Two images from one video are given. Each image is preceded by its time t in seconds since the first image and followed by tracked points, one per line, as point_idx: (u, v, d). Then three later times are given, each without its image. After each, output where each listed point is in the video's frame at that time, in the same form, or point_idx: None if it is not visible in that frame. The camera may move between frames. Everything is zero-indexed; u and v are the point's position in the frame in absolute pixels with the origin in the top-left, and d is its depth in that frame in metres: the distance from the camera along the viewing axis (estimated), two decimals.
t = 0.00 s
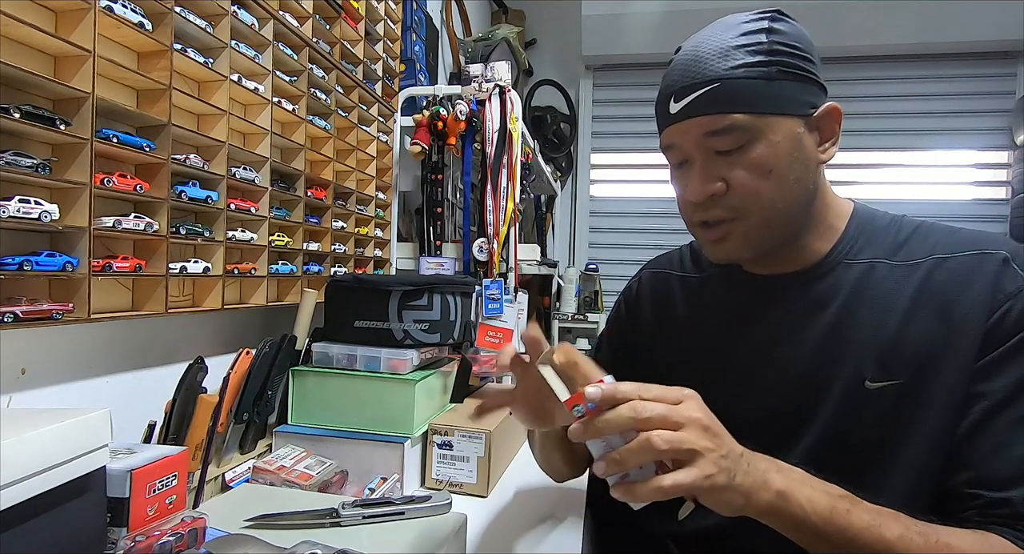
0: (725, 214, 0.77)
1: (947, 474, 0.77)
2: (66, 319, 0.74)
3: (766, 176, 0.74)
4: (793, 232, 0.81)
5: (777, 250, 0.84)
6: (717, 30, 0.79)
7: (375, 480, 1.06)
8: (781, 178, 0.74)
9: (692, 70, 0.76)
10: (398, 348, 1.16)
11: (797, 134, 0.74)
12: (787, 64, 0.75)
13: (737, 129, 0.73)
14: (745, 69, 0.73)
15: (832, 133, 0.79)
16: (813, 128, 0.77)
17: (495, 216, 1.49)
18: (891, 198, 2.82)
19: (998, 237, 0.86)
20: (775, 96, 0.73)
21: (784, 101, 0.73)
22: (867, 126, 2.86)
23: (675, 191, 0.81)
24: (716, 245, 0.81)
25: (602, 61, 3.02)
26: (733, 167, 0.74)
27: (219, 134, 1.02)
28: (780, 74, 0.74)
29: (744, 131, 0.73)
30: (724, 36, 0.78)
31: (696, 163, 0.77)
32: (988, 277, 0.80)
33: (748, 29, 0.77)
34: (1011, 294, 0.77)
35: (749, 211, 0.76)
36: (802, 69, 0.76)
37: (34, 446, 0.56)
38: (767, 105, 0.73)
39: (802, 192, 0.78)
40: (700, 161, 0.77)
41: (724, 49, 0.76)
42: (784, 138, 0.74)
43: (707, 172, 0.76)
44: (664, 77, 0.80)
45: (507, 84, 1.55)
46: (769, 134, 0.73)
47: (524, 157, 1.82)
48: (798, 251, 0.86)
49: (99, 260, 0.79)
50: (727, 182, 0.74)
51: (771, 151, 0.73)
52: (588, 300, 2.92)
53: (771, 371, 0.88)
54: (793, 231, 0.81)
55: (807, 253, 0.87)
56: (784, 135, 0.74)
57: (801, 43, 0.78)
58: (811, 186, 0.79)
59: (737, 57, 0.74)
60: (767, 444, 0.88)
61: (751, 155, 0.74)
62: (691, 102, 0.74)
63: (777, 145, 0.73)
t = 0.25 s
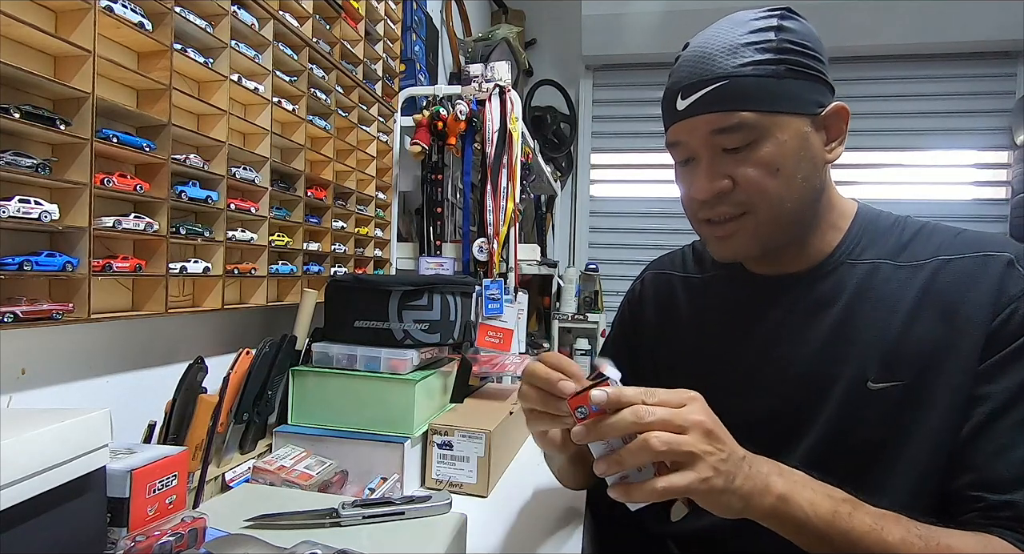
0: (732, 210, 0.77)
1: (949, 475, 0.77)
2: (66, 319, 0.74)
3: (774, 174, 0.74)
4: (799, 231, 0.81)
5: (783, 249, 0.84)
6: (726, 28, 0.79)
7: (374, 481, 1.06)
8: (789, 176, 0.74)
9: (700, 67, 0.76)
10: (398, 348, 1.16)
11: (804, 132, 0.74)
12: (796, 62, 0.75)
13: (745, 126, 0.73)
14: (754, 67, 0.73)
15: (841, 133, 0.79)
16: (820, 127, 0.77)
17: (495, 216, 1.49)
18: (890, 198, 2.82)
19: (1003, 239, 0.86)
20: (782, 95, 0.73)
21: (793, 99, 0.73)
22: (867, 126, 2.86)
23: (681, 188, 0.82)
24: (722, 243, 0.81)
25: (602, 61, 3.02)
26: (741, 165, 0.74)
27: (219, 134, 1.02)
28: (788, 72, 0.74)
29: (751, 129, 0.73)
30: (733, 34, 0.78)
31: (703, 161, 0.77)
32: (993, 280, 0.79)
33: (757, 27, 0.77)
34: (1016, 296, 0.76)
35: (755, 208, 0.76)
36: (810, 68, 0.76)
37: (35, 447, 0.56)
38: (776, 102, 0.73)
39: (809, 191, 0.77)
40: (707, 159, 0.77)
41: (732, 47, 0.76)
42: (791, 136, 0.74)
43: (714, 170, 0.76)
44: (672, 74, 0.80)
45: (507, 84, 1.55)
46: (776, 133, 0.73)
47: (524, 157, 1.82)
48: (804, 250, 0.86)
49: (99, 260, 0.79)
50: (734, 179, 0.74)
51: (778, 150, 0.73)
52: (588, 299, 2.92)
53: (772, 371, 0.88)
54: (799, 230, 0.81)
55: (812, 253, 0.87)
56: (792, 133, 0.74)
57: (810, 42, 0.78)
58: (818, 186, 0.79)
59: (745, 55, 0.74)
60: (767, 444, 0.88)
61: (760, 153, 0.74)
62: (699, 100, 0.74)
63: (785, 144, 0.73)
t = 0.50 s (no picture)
0: (731, 212, 0.77)
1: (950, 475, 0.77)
2: (66, 319, 0.74)
3: (771, 176, 0.74)
4: (798, 230, 0.81)
5: (782, 249, 0.84)
6: (718, 30, 0.78)
7: (375, 480, 1.06)
8: (786, 177, 0.74)
9: (694, 71, 0.76)
10: (398, 348, 1.16)
11: (800, 133, 0.74)
12: (790, 64, 0.75)
13: (741, 129, 0.73)
14: (748, 70, 0.73)
15: (835, 132, 0.79)
16: (816, 127, 0.77)
17: (495, 216, 1.49)
18: (890, 198, 2.82)
19: (1004, 238, 0.86)
20: (778, 96, 0.73)
21: (787, 101, 0.73)
22: (867, 126, 2.86)
23: (679, 192, 0.82)
24: (723, 244, 0.82)
25: (602, 61, 3.02)
26: (738, 167, 0.74)
27: (219, 134, 1.02)
28: (782, 74, 0.74)
29: (747, 131, 0.73)
30: (725, 37, 0.77)
31: (700, 164, 0.77)
32: (995, 278, 0.79)
33: (749, 30, 0.77)
34: (1018, 294, 0.77)
35: (754, 210, 0.76)
36: (803, 68, 0.76)
37: (34, 446, 0.56)
38: (771, 104, 0.73)
39: (806, 191, 0.78)
40: (704, 162, 0.77)
41: (725, 50, 0.76)
42: (788, 137, 0.74)
43: (711, 172, 0.76)
44: (666, 79, 0.80)
45: (507, 84, 1.55)
46: (772, 134, 0.73)
47: (524, 157, 1.82)
48: (803, 249, 0.86)
49: (99, 260, 0.79)
50: (732, 182, 0.75)
51: (775, 151, 0.74)
52: (588, 300, 2.92)
53: (772, 371, 0.88)
54: (798, 230, 0.81)
55: (812, 252, 0.86)
56: (788, 134, 0.74)
57: (802, 42, 0.78)
58: (816, 185, 0.79)
59: (739, 58, 0.74)
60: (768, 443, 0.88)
61: (756, 155, 0.74)
62: (694, 104, 0.74)
63: (781, 145, 0.73)
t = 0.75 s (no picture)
0: (724, 215, 0.77)
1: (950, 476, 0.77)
2: (66, 319, 0.74)
3: (762, 177, 0.74)
4: (791, 230, 0.81)
5: (776, 250, 0.84)
6: (707, 36, 0.79)
7: (375, 480, 1.06)
8: (778, 178, 0.74)
9: (683, 76, 0.76)
10: (398, 348, 1.16)
11: (791, 134, 0.74)
12: (779, 67, 0.75)
13: (731, 131, 0.73)
14: (737, 73, 0.73)
15: (828, 133, 0.79)
16: (807, 128, 0.77)
17: (495, 216, 1.49)
18: (891, 198, 2.82)
19: (1002, 236, 0.86)
20: (767, 99, 0.73)
21: (777, 103, 0.73)
22: (867, 126, 2.86)
23: (673, 195, 0.82)
24: (718, 247, 0.82)
25: (602, 61, 3.02)
26: (729, 169, 0.74)
27: (219, 133, 1.02)
28: (771, 76, 0.74)
29: (737, 133, 0.73)
30: (714, 42, 0.78)
31: (692, 167, 0.77)
32: (993, 275, 0.79)
33: (738, 34, 0.77)
34: (1017, 289, 0.77)
35: (746, 211, 0.76)
36: (793, 71, 0.76)
37: (34, 447, 0.56)
38: (760, 107, 0.73)
39: (799, 191, 0.77)
40: (696, 165, 0.77)
41: (714, 54, 0.76)
42: (778, 138, 0.73)
43: (704, 174, 0.76)
44: (658, 84, 0.80)
45: (507, 84, 1.55)
46: (762, 136, 0.73)
47: (524, 157, 1.82)
48: (799, 250, 0.85)
49: (99, 260, 0.79)
50: (723, 184, 0.74)
51: (766, 153, 0.73)
52: (588, 300, 2.92)
53: (772, 371, 0.88)
54: (791, 231, 0.81)
55: (807, 252, 0.86)
56: (778, 136, 0.73)
57: (792, 45, 0.78)
58: (809, 186, 0.79)
59: (728, 62, 0.74)
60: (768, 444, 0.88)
61: (746, 157, 0.73)
62: (684, 108, 0.74)
63: (771, 147, 0.73)
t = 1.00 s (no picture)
0: (714, 216, 0.77)
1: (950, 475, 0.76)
2: (66, 319, 0.74)
3: (752, 179, 0.74)
4: (782, 232, 0.81)
5: (766, 252, 0.84)
6: (702, 39, 0.79)
7: (375, 480, 1.06)
8: (768, 180, 0.74)
9: (677, 78, 0.76)
10: (398, 348, 1.16)
11: (782, 137, 0.74)
12: (771, 70, 0.74)
13: (722, 133, 0.73)
14: (728, 76, 0.73)
15: (820, 137, 0.79)
16: (800, 131, 0.76)
17: (495, 216, 1.49)
18: (891, 198, 2.82)
19: (999, 232, 0.86)
20: (758, 101, 0.73)
21: (768, 106, 0.73)
22: (867, 126, 2.86)
23: (666, 195, 0.82)
24: (707, 248, 0.81)
25: (602, 61, 3.02)
26: (720, 171, 0.74)
27: (219, 133, 1.02)
28: (763, 80, 0.73)
29: (728, 135, 0.73)
30: (709, 44, 0.78)
31: (684, 168, 0.77)
32: (991, 271, 0.80)
33: (732, 37, 0.77)
34: (1014, 285, 0.77)
35: (735, 213, 0.76)
36: (786, 74, 0.75)
37: (34, 447, 0.56)
38: (751, 109, 0.73)
39: (789, 194, 0.77)
40: (688, 166, 0.77)
41: (707, 56, 0.76)
42: (769, 141, 0.73)
43: (696, 175, 0.76)
44: (653, 85, 0.80)
45: (507, 84, 1.55)
46: (753, 138, 0.73)
47: (524, 157, 1.82)
48: (790, 251, 0.85)
49: (99, 260, 0.79)
50: (714, 185, 0.74)
51: (757, 155, 0.73)
52: (589, 300, 2.92)
53: (772, 370, 0.88)
54: (782, 232, 0.81)
55: (800, 253, 0.86)
56: (770, 138, 0.73)
57: (786, 49, 0.78)
58: (800, 189, 0.78)
59: (720, 64, 0.74)
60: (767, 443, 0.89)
61: (737, 158, 0.73)
62: (677, 109, 0.74)
63: (762, 149, 0.73)
